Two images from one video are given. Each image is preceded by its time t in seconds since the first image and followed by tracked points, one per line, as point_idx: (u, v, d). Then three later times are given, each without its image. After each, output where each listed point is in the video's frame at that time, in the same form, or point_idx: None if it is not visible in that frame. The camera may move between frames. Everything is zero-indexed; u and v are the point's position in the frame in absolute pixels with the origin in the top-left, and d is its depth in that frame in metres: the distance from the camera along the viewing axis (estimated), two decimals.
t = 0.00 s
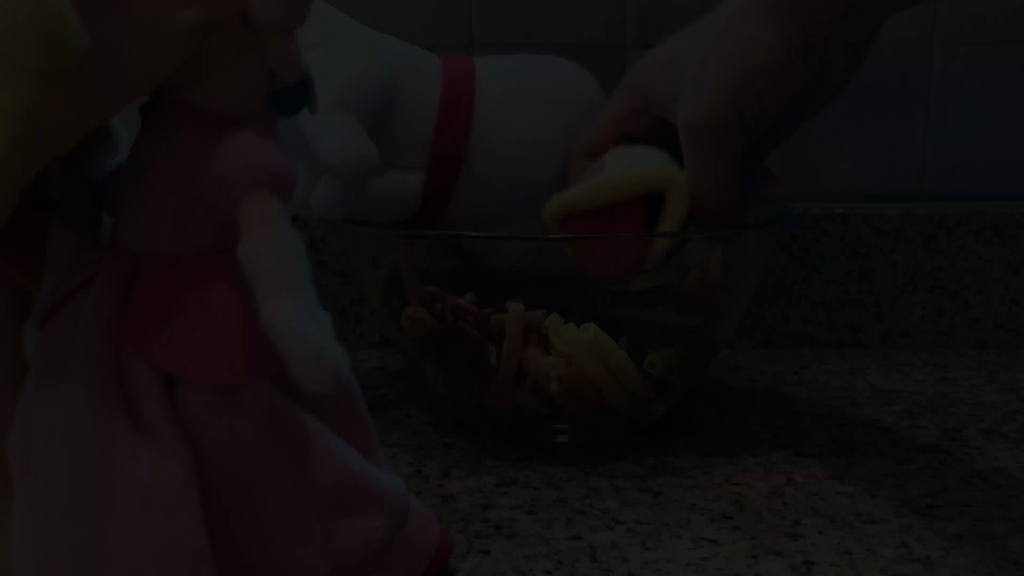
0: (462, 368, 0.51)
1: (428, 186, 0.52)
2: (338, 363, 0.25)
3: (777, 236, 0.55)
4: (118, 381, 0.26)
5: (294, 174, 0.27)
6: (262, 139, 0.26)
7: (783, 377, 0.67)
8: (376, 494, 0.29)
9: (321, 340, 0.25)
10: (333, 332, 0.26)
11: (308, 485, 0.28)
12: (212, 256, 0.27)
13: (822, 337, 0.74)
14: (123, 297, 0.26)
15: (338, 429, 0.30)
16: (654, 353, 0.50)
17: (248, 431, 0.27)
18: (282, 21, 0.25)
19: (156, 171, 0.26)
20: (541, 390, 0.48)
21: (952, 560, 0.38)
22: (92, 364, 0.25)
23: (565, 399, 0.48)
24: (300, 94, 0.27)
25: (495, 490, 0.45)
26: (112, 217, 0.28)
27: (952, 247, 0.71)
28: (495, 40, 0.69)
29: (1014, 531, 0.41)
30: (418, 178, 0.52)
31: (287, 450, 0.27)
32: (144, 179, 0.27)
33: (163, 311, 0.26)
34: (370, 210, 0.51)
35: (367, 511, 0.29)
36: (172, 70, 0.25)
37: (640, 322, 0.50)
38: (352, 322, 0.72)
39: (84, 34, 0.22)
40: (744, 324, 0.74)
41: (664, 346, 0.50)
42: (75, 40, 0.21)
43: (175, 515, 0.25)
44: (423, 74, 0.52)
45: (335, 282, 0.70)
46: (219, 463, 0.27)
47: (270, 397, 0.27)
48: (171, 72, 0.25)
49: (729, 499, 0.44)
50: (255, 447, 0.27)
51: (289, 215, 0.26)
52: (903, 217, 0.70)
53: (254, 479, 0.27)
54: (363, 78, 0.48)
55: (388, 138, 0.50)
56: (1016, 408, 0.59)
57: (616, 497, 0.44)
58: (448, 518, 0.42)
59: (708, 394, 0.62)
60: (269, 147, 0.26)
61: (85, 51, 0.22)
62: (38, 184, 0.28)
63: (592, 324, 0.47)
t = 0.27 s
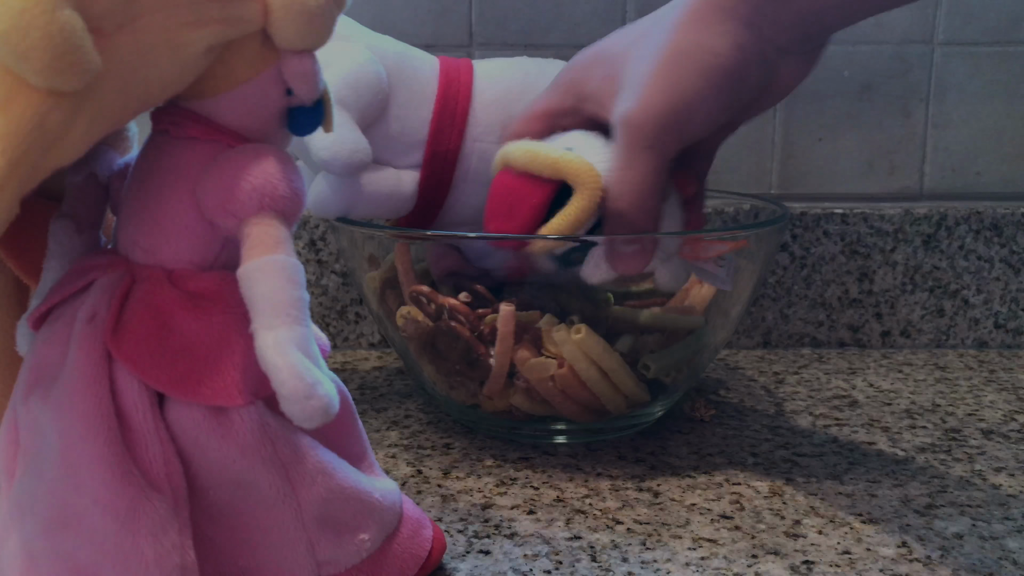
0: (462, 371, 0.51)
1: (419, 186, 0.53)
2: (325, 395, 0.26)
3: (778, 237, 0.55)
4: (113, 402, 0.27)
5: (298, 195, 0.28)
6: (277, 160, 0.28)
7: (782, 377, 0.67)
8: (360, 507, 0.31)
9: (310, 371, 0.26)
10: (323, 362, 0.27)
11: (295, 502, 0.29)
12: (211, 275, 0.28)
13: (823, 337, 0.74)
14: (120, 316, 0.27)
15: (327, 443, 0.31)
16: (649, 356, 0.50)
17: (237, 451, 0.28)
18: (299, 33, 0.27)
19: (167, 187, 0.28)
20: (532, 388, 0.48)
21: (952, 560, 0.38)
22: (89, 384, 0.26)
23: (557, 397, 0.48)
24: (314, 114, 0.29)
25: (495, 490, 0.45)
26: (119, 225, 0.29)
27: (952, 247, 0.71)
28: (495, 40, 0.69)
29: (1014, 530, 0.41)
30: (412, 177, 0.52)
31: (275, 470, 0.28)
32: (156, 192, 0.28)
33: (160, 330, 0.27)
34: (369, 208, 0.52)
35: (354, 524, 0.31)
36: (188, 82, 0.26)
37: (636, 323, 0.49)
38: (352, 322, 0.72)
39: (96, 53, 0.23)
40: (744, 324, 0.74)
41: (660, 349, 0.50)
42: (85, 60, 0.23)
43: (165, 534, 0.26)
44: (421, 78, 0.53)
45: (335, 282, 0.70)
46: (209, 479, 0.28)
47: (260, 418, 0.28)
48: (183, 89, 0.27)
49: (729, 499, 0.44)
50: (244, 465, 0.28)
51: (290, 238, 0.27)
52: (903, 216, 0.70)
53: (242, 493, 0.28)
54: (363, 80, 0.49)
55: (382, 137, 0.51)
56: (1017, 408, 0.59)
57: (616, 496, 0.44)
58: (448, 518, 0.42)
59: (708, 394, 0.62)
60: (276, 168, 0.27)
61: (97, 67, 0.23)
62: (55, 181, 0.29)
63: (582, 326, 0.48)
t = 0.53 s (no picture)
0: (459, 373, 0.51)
1: (422, 189, 0.53)
2: (338, 394, 0.26)
3: (778, 237, 0.55)
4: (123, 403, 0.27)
5: (310, 196, 0.28)
6: (290, 160, 0.28)
7: (782, 377, 0.67)
8: (369, 508, 0.31)
9: (324, 369, 0.26)
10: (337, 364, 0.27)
11: (305, 502, 0.29)
12: (221, 276, 0.28)
13: (823, 337, 0.74)
14: (130, 318, 0.27)
15: (336, 445, 0.31)
16: (640, 357, 0.49)
17: (248, 451, 0.28)
18: (308, 33, 0.27)
19: (178, 186, 0.28)
20: (520, 394, 0.49)
21: (952, 560, 0.38)
22: (100, 385, 0.26)
23: (547, 404, 0.48)
24: (323, 113, 0.29)
25: (495, 490, 0.45)
26: (127, 226, 0.29)
27: (952, 247, 0.71)
28: (495, 39, 0.69)
29: (1014, 530, 0.41)
30: (414, 179, 0.53)
31: (286, 469, 0.28)
32: (166, 193, 0.28)
33: (171, 331, 0.27)
34: (369, 209, 0.53)
35: (363, 525, 0.31)
36: (198, 83, 0.26)
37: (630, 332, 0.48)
38: (352, 322, 0.72)
39: (107, 53, 0.24)
40: (744, 323, 0.74)
41: (652, 352, 0.49)
42: (98, 60, 0.23)
43: (178, 535, 0.26)
44: (425, 80, 0.53)
45: (335, 282, 0.70)
46: (219, 481, 0.28)
47: (271, 419, 0.28)
48: (194, 88, 0.27)
49: (730, 498, 0.44)
50: (255, 465, 0.28)
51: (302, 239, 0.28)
52: (903, 216, 0.70)
53: (252, 495, 0.28)
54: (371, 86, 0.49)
55: (382, 139, 0.52)
56: (1017, 409, 0.59)
57: (616, 496, 0.44)
58: (449, 518, 0.42)
59: (708, 394, 0.62)
60: (288, 168, 0.28)
61: (110, 67, 0.23)
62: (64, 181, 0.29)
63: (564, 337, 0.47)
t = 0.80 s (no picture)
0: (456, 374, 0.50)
1: (428, 184, 0.53)
2: (332, 397, 0.26)
3: (778, 236, 0.55)
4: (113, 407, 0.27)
5: (298, 199, 0.28)
6: (277, 162, 0.28)
7: (783, 377, 0.67)
8: (362, 509, 0.31)
9: (315, 372, 0.26)
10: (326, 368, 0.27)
11: (296, 503, 0.29)
12: (209, 279, 0.28)
13: (824, 337, 0.74)
14: (119, 322, 0.27)
15: (327, 445, 0.31)
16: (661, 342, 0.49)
17: (238, 454, 0.28)
18: (293, 35, 0.27)
19: (166, 190, 0.28)
20: (549, 394, 0.48)
21: (952, 560, 0.38)
22: (88, 389, 0.26)
23: (575, 402, 0.48)
24: (311, 113, 0.29)
25: (495, 490, 0.45)
26: (114, 229, 0.29)
27: (952, 247, 0.70)
28: (495, 39, 0.69)
29: (1014, 531, 0.41)
30: (420, 173, 0.52)
31: (277, 472, 0.28)
32: (155, 195, 0.28)
33: (160, 335, 0.27)
34: (375, 206, 0.52)
35: (356, 525, 0.31)
36: (183, 84, 0.26)
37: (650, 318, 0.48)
38: (352, 323, 0.72)
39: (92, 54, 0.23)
40: (745, 323, 0.74)
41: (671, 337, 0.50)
42: (82, 61, 0.23)
43: (168, 538, 0.26)
44: (431, 76, 0.53)
45: (335, 282, 0.70)
46: (211, 484, 0.28)
47: (261, 421, 0.28)
48: (181, 90, 0.27)
49: (729, 498, 0.44)
50: (245, 468, 0.28)
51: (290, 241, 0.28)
52: (904, 216, 0.70)
53: (243, 497, 0.28)
54: (366, 80, 0.49)
55: (388, 133, 0.52)
56: (1017, 409, 0.59)
57: (616, 496, 0.44)
58: (448, 518, 0.42)
59: (708, 394, 0.62)
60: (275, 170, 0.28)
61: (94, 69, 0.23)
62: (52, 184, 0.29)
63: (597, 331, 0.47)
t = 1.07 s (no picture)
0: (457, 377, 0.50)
1: (429, 201, 0.50)
2: (319, 402, 0.26)
3: (778, 237, 0.55)
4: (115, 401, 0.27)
5: (303, 203, 0.28)
6: (279, 165, 0.27)
7: (783, 377, 0.67)
8: (365, 512, 0.31)
9: (303, 376, 0.26)
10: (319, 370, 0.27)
11: (296, 504, 0.29)
12: (219, 278, 0.28)
13: (824, 337, 0.74)
14: (125, 316, 0.27)
15: (334, 444, 0.31)
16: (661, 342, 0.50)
17: (238, 453, 0.28)
18: (302, 32, 0.27)
19: (179, 187, 0.28)
20: (549, 394, 0.48)
21: (952, 560, 0.38)
22: (91, 381, 0.26)
23: (575, 401, 0.48)
24: (329, 112, 0.29)
25: (495, 489, 0.45)
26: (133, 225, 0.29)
27: (952, 247, 0.71)
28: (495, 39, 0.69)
29: (1014, 531, 0.41)
30: (421, 189, 0.50)
31: (276, 472, 0.28)
32: (170, 192, 0.28)
33: (165, 332, 0.27)
34: (369, 211, 0.50)
35: (359, 529, 0.31)
36: (192, 86, 0.27)
37: (642, 316, 0.51)
38: (352, 323, 0.72)
39: (81, 56, 0.24)
40: (745, 323, 0.74)
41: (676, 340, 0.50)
42: (69, 64, 0.23)
43: (162, 533, 0.26)
44: (434, 90, 0.49)
45: (335, 283, 0.70)
46: (210, 481, 0.28)
47: (264, 421, 0.28)
48: (190, 90, 0.27)
49: (730, 499, 0.44)
50: (245, 467, 0.28)
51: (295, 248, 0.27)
52: (903, 216, 0.70)
53: (242, 495, 0.28)
54: (363, 99, 0.45)
55: (388, 151, 0.48)
56: (1017, 408, 0.59)
57: (616, 497, 0.44)
58: (448, 518, 0.42)
59: (708, 394, 0.62)
60: (280, 173, 0.27)
61: (82, 72, 0.24)
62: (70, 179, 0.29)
63: (592, 325, 0.48)
